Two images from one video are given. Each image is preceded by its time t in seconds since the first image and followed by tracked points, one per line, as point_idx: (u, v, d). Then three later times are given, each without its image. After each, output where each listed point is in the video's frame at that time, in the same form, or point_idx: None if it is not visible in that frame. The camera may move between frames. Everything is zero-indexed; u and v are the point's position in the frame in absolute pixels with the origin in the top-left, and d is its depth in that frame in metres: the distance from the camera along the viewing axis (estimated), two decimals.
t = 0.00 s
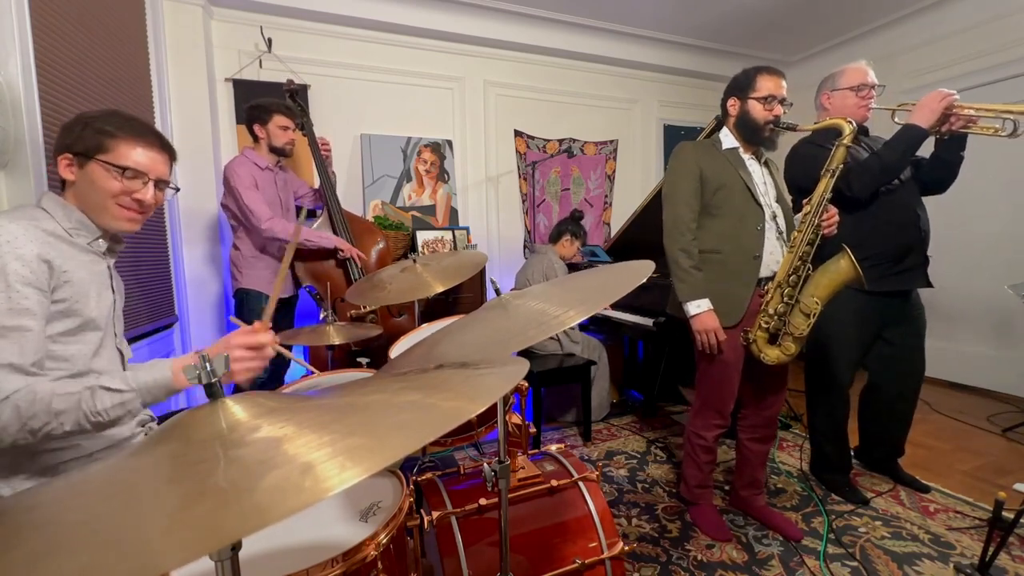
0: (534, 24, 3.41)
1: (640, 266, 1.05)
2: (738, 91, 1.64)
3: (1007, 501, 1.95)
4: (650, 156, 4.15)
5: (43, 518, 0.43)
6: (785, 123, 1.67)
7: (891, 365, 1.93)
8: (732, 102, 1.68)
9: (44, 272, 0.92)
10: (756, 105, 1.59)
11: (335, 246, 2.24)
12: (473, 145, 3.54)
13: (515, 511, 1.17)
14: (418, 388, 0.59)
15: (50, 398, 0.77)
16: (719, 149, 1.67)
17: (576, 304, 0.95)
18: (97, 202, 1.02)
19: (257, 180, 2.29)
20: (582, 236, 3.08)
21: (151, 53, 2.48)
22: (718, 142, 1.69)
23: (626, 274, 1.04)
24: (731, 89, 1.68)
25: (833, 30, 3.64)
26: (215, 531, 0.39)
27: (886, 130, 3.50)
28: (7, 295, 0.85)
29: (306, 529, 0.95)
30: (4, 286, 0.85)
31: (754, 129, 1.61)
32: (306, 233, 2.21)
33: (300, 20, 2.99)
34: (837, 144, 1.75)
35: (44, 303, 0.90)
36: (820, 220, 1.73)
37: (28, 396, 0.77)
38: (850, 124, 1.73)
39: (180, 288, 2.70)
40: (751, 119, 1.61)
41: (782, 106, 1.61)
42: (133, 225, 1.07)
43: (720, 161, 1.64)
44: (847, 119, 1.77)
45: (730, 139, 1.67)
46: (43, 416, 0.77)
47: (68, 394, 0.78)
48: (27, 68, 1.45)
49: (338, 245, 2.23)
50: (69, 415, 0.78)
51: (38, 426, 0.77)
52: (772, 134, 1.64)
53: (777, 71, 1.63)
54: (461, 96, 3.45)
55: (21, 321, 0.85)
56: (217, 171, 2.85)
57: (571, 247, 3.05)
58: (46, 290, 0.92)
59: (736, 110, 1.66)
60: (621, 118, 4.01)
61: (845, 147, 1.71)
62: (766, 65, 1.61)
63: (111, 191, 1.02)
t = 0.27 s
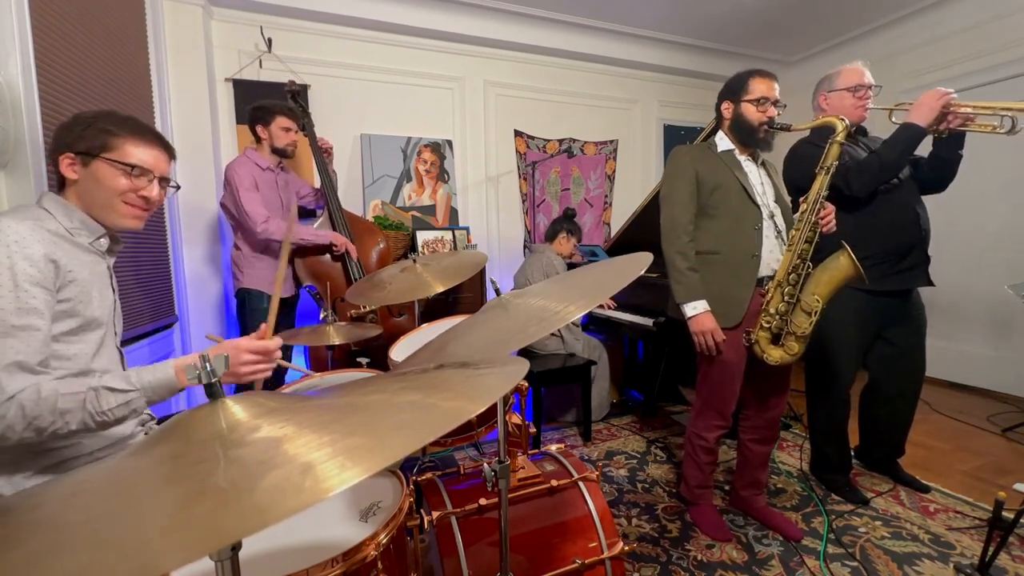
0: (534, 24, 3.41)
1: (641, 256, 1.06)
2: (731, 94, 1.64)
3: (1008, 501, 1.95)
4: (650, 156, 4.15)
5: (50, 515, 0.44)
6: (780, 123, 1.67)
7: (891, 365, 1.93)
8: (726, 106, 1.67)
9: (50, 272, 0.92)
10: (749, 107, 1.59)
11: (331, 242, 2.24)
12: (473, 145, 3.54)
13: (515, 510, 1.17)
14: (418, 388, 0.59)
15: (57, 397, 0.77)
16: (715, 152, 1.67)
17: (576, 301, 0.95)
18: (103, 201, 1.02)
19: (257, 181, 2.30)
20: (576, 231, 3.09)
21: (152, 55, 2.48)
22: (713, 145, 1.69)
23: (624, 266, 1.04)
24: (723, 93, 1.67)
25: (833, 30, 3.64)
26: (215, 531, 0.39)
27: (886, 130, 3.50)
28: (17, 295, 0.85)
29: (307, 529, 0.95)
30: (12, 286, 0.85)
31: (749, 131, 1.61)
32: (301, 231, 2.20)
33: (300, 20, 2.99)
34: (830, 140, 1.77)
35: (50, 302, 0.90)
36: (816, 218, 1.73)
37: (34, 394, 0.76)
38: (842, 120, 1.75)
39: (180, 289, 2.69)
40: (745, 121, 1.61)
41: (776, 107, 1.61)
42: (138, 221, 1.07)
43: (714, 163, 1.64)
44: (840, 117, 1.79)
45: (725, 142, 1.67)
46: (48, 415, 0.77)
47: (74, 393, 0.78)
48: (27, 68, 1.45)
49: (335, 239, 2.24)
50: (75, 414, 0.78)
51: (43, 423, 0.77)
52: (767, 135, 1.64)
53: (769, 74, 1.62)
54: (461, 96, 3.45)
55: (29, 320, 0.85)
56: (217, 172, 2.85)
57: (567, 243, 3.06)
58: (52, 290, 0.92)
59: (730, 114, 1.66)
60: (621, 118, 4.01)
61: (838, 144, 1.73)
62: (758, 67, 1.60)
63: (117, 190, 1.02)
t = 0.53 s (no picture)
0: (534, 24, 3.41)
1: (642, 263, 1.06)
2: (726, 97, 1.64)
3: (1007, 501, 1.95)
4: (650, 156, 4.15)
5: (50, 515, 0.44)
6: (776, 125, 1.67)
7: (891, 365, 1.93)
8: (723, 108, 1.68)
9: (53, 270, 0.92)
10: (746, 109, 1.59)
11: (332, 251, 2.25)
12: (473, 145, 3.54)
13: (515, 510, 1.17)
14: (418, 388, 0.59)
15: (65, 408, 0.78)
16: (711, 154, 1.68)
17: (576, 302, 0.95)
18: (99, 199, 1.02)
19: (259, 181, 2.30)
20: (576, 233, 3.09)
21: (152, 55, 2.48)
22: (710, 147, 1.70)
23: (625, 272, 1.05)
24: (719, 95, 1.68)
25: (833, 30, 3.64)
26: (216, 532, 0.39)
27: (886, 130, 3.50)
28: (22, 291, 0.85)
29: (307, 529, 0.95)
30: (17, 281, 0.85)
31: (745, 133, 1.61)
32: (306, 238, 2.21)
33: (300, 20, 2.99)
34: (825, 138, 1.77)
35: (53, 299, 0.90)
36: (814, 215, 1.72)
37: (42, 397, 0.78)
38: (835, 119, 1.75)
39: (181, 289, 2.69)
40: (740, 124, 1.61)
41: (773, 108, 1.60)
42: (134, 219, 1.07)
43: (711, 165, 1.64)
44: (833, 115, 1.78)
45: (722, 144, 1.68)
46: (54, 424, 0.78)
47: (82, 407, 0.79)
48: (27, 68, 1.45)
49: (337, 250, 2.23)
50: (79, 429, 0.78)
51: (48, 432, 0.78)
52: (764, 137, 1.64)
53: (764, 76, 1.62)
54: (461, 96, 3.45)
55: (36, 315, 0.85)
56: (217, 172, 2.85)
57: (567, 244, 3.06)
58: (55, 287, 0.92)
59: (726, 116, 1.67)
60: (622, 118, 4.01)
61: (834, 142, 1.73)
62: (754, 70, 1.60)
63: (113, 187, 1.01)
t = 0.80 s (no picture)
0: (534, 24, 3.41)
1: (641, 263, 1.06)
2: (726, 96, 1.64)
3: (1007, 501, 1.95)
4: (650, 156, 4.15)
5: (51, 514, 0.44)
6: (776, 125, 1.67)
7: (890, 365, 1.93)
8: (723, 108, 1.68)
9: (49, 271, 0.92)
10: (746, 109, 1.59)
11: (336, 245, 2.22)
12: (472, 145, 3.54)
13: (515, 510, 1.17)
14: (418, 388, 0.59)
15: (39, 391, 0.77)
16: (711, 154, 1.68)
17: (576, 303, 0.95)
18: (95, 197, 1.01)
19: (260, 180, 2.30)
20: (577, 233, 3.10)
21: (152, 57, 2.48)
22: (710, 147, 1.70)
23: (626, 272, 1.04)
24: (719, 95, 1.68)
25: (833, 30, 3.64)
26: (215, 532, 0.39)
27: (886, 130, 3.50)
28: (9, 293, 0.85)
29: (306, 529, 0.95)
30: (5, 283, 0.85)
31: (745, 133, 1.61)
32: (306, 233, 2.21)
33: (300, 20, 2.99)
34: (824, 138, 1.77)
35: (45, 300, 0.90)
36: (814, 215, 1.73)
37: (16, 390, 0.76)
38: (835, 119, 1.74)
39: (180, 289, 2.69)
40: (740, 124, 1.61)
41: (773, 108, 1.60)
42: (131, 217, 1.07)
43: (710, 166, 1.65)
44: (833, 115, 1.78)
45: (721, 144, 1.68)
46: (34, 409, 0.77)
47: (55, 386, 0.78)
48: (27, 68, 1.45)
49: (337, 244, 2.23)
50: (59, 407, 0.78)
51: (29, 418, 0.77)
52: (764, 137, 1.64)
53: (764, 76, 1.62)
54: (461, 96, 3.45)
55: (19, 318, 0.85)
56: (218, 172, 2.85)
57: (568, 244, 3.06)
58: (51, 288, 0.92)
59: (725, 116, 1.66)
60: (622, 118, 4.01)
61: (833, 141, 1.73)
62: (754, 70, 1.60)
63: (110, 185, 1.01)
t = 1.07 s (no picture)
0: (534, 24, 3.41)
1: (641, 260, 1.06)
2: (727, 96, 1.64)
3: (1007, 501, 1.95)
4: (650, 156, 4.15)
5: (52, 513, 0.44)
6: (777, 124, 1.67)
7: (891, 365, 1.93)
8: (724, 107, 1.68)
9: (52, 270, 0.92)
10: (747, 108, 1.59)
11: (331, 253, 2.23)
12: (473, 145, 3.54)
13: (515, 510, 1.17)
14: (418, 388, 0.59)
15: (54, 402, 0.78)
16: (711, 154, 1.68)
17: (576, 303, 0.95)
18: (95, 198, 1.01)
19: (260, 181, 2.30)
20: (579, 233, 3.09)
21: (152, 57, 2.48)
22: (710, 147, 1.71)
23: (625, 270, 1.04)
24: (721, 94, 1.68)
25: (833, 30, 3.64)
26: (215, 532, 0.39)
27: (886, 130, 3.50)
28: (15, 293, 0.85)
29: (306, 529, 0.95)
30: (10, 283, 0.85)
31: (746, 133, 1.61)
32: (303, 240, 2.21)
33: (300, 20, 2.99)
34: (826, 138, 1.77)
35: (50, 298, 0.90)
36: (815, 216, 1.72)
37: (29, 397, 0.78)
38: (837, 119, 1.74)
39: (180, 288, 2.69)
40: (741, 123, 1.61)
41: (773, 108, 1.60)
42: (125, 216, 1.07)
43: (710, 166, 1.65)
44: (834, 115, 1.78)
45: (722, 144, 1.68)
46: (46, 419, 0.78)
47: (71, 399, 0.78)
48: (26, 68, 1.45)
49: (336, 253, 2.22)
50: (71, 420, 0.78)
51: (40, 427, 0.78)
52: (765, 137, 1.64)
53: (764, 76, 1.61)
54: (461, 96, 3.45)
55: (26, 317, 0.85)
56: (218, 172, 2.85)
57: (570, 245, 3.07)
58: (55, 287, 0.92)
59: (727, 115, 1.66)
60: (622, 117, 4.01)
61: (835, 141, 1.73)
62: (755, 70, 1.61)
63: (112, 186, 1.02)
